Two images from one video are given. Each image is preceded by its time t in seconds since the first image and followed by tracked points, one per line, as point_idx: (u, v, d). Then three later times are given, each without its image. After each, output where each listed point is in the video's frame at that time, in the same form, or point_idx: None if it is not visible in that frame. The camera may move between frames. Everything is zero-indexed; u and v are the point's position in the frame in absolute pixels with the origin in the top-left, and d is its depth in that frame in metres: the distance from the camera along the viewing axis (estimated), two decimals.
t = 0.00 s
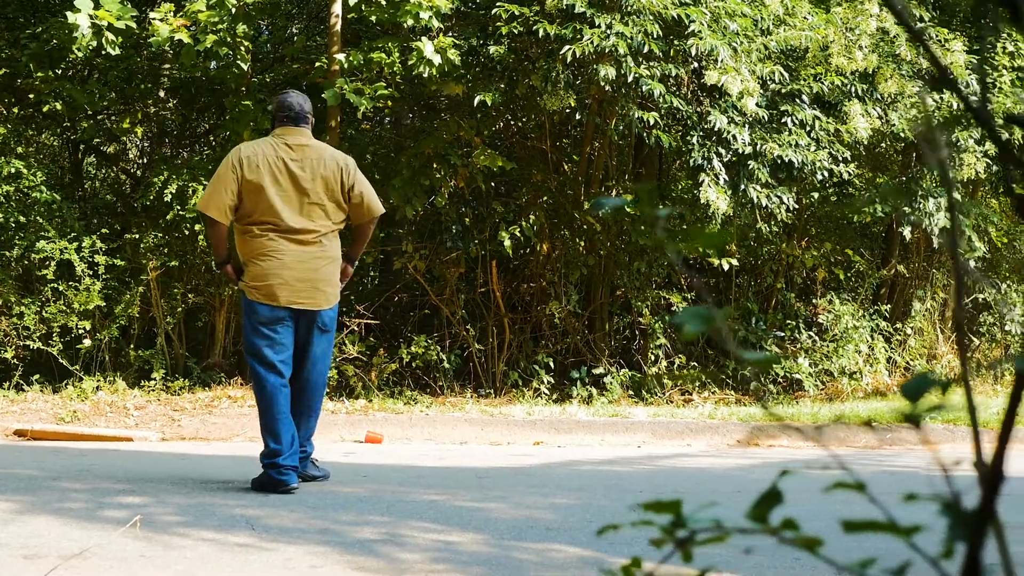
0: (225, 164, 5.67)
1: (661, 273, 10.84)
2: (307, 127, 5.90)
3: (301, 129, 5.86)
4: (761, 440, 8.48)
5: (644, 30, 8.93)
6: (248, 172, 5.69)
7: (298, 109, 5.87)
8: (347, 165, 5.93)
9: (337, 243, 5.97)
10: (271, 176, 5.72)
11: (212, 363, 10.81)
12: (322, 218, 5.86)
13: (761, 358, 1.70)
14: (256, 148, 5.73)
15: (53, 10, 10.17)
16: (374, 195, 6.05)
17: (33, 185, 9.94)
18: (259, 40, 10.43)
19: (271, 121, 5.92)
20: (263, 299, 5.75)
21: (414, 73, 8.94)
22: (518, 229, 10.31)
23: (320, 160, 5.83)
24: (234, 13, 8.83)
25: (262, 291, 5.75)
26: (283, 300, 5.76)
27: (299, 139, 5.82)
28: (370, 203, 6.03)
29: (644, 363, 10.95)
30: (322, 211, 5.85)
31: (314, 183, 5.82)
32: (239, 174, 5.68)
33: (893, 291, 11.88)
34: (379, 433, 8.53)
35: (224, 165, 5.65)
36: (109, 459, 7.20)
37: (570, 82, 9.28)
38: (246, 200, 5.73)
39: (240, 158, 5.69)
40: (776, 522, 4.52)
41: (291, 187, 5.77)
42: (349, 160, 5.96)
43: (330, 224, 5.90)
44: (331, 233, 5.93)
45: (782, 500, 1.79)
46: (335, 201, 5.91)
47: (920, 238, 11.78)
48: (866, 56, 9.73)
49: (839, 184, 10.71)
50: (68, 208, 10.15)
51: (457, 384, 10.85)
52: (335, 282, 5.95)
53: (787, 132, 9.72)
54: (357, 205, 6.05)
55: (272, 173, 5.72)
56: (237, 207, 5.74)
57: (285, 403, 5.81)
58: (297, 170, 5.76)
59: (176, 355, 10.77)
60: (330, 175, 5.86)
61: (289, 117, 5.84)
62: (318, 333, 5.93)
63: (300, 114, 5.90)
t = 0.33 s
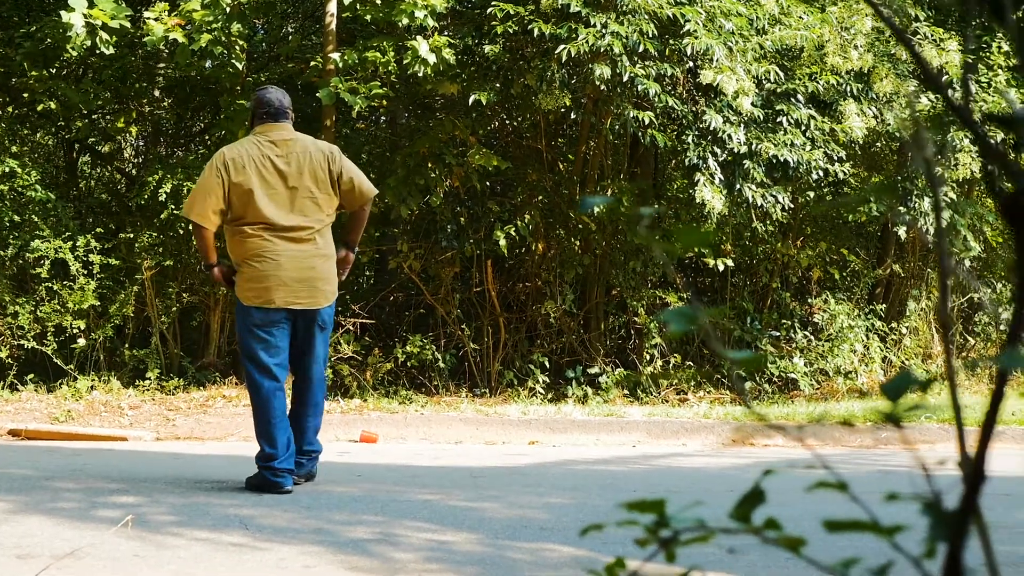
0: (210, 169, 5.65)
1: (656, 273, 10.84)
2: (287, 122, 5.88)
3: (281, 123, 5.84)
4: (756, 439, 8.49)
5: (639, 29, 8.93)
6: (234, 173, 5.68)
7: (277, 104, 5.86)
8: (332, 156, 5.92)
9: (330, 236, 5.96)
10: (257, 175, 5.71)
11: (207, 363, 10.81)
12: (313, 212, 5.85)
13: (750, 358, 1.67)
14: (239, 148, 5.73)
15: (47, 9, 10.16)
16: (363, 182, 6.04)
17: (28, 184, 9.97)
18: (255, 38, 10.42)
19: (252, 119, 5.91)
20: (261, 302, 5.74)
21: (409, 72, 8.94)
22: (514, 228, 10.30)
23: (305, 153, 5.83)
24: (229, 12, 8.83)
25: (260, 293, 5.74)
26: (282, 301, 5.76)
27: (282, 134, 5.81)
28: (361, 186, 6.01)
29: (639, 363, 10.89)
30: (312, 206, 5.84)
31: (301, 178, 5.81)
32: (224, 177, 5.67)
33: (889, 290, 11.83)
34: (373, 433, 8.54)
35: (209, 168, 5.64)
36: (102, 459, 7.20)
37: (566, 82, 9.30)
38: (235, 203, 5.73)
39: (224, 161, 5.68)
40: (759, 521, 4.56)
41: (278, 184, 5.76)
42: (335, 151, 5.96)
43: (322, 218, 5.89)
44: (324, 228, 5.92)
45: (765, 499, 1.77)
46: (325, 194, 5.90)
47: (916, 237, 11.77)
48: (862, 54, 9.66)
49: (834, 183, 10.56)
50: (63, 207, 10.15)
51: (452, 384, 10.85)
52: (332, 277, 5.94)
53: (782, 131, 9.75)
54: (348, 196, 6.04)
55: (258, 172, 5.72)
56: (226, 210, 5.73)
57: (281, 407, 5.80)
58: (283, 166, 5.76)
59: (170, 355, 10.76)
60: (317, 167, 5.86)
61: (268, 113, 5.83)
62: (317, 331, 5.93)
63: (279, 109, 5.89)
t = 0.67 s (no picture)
0: (213, 164, 5.67)
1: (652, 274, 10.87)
2: (290, 122, 5.87)
3: (284, 123, 5.83)
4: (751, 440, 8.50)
5: (635, 30, 8.93)
6: (236, 170, 5.69)
7: (280, 104, 5.84)
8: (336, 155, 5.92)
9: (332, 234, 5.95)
10: (260, 172, 5.72)
11: (202, 364, 10.77)
12: (316, 210, 5.84)
13: (739, 360, 1.66)
14: (243, 145, 5.74)
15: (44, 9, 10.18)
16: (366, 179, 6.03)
17: (24, 185, 9.98)
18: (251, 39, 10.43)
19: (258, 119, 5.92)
20: (262, 302, 5.75)
21: (404, 73, 8.92)
22: (510, 229, 10.31)
23: (309, 151, 5.82)
24: (224, 13, 8.83)
25: (260, 293, 5.75)
26: (282, 301, 5.76)
27: (287, 132, 5.81)
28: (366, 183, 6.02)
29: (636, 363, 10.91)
30: (314, 204, 5.83)
31: (304, 176, 5.80)
32: (227, 173, 5.69)
33: (885, 290, 11.87)
34: (369, 434, 8.56)
35: (210, 162, 5.65)
36: (98, 459, 7.20)
37: (561, 83, 9.33)
38: (237, 199, 5.74)
39: (227, 157, 5.69)
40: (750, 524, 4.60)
41: (281, 181, 5.75)
42: (339, 149, 5.95)
43: (325, 217, 5.88)
44: (327, 226, 5.91)
45: (755, 502, 1.76)
46: (329, 193, 5.89)
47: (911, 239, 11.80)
48: (857, 56, 9.71)
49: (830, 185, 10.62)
50: (59, 208, 10.16)
51: (448, 385, 10.86)
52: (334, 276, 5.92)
53: (778, 133, 9.77)
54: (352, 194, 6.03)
55: (261, 168, 5.72)
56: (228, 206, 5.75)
57: (277, 409, 5.80)
58: (287, 163, 5.75)
59: (166, 355, 10.77)
60: (320, 165, 5.85)
61: (271, 113, 5.82)
62: (325, 332, 5.86)
63: (283, 108, 5.87)
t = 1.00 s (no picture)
0: (225, 163, 5.68)
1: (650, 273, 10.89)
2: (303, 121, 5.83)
3: (297, 122, 5.81)
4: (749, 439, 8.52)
5: (634, 29, 8.93)
6: (247, 172, 5.68)
7: (294, 103, 5.83)
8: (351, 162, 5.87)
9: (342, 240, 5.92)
10: (270, 174, 5.69)
11: (200, 362, 10.84)
12: (325, 215, 5.81)
13: (741, 360, 1.64)
14: (255, 146, 5.72)
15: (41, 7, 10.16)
16: (381, 187, 6.00)
17: (21, 184, 9.96)
18: (249, 38, 10.43)
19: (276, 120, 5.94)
20: (266, 303, 5.75)
21: (403, 72, 8.91)
22: (508, 228, 10.30)
23: (321, 156, 5.78)
24: (222, 12, 8.81)
25: (265, 294, 5.75)
26: (286, 303, 5.75)
27: (302, 135, 5.77)
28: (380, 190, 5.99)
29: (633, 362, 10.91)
30: (324, 209, 5.80)
31: (316, 180, 5.76)
32: (237, 173, 5.69)
33: (882, 290, 11.88)
34: (367, 432, 8.57)
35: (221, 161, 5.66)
36: (94, 458, 7.17)
37: (559, 82, 9.33)
38: (246, 200, 5.73)
39: (239, 157, 5.69)
40: (749, 524, 4.61)
41: (291, 185, 5.72)
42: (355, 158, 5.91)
43: (333, 221, 5.85)
44: (335, 230, 5.88)
45: (756, 501, 1.76)
46: (341, 199, 5.85)
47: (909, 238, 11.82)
48: (855, 55, 9.73)
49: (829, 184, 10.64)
50: (56, 206, 10.15)
51: (446, 383, 10.87)
52: (341, 281, 5.89)
53: (776, 132, 9.78)
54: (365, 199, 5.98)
55: (271, 171, 5.69)
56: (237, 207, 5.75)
57: (277, 407, 5.80)
58: (297, 167, 5.71)
59: (164, 354, 10.77)
60: (333, 171, 5.80)
61: (285, 111, 5.81)
62: (326, 333, 5.85)
63: (296, 108, 5.84)
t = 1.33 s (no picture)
0: (233, 162, 5.68)
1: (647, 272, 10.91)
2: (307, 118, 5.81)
3: (302, 120, 5.79)
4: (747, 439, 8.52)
5: (632, 29, 8.92)
6: (255, 170, 5.69)
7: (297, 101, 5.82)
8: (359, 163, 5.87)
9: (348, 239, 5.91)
10: (277, 173, 5.69)
11: (198, 362, 10.84)
12: (331, 215, 5.80)
13: (741, 358, 1.64)
14: (264, 145, 5.72)
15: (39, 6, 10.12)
16: (388, 190, 5.99)
17: (18, 184, 9.95)
18: (248, 39, 10.43)
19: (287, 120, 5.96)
20: (272, 301, 5.74)
21: (401, 72, 8.91)
22: (506, 228, 10.30)
23: (328, 156, 5.78)
24: (219, 11, 8.79)
25: (271, 293, 5.74)
26: (291, 301, 5.74)
27: (310, 136, 5.77)
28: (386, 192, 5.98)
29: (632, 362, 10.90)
30: (331, 209, 5.79)
31: (323, 180, 5.76)
32: (245, 172, 5.69)
33: (880, 289, 11.88)
34: (365, 432, 8.57)
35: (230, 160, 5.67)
36: (92, 458, 7.16)
37: (557, 81, 9.32)
38: (253, 199, 5.73)
39: (247, 156, 5.69)
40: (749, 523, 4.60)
41: (298, 184, 5.72)
42: (362, 159, 5.90)
43: (339, 220, 5.85)
44: (341, 229, 5.88)
45: (758, 499, 1.75)
46: (347, 199, 5.85)
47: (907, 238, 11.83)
48: (852, 55, 9.75)
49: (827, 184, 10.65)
50: (54, 206, 10.14)
51: (444, 383, 10.88)
52: (347, 280, 5.89)
53: (774, 131, 9.79)
54: (371, 200, 5.98)
55: (278, 170, 5.69)
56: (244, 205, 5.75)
57: (279, 407, 5.80)
58: (305, 167, 5.71)
59: (162, 354, 10.77)
60: (340, 172, 5.80)
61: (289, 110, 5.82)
62: (331, 332, 5.85)
63: (301, 105, 5.81)
